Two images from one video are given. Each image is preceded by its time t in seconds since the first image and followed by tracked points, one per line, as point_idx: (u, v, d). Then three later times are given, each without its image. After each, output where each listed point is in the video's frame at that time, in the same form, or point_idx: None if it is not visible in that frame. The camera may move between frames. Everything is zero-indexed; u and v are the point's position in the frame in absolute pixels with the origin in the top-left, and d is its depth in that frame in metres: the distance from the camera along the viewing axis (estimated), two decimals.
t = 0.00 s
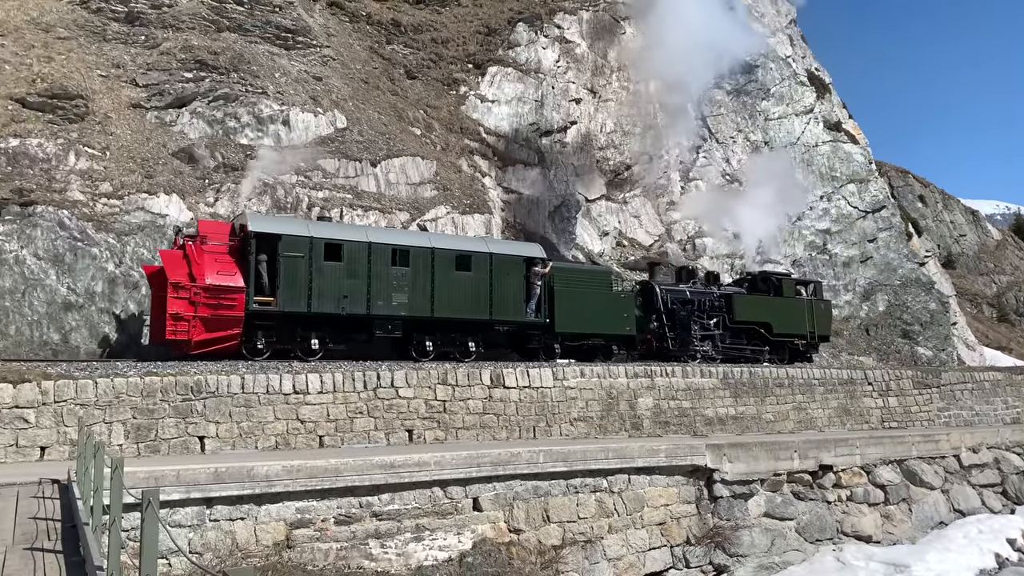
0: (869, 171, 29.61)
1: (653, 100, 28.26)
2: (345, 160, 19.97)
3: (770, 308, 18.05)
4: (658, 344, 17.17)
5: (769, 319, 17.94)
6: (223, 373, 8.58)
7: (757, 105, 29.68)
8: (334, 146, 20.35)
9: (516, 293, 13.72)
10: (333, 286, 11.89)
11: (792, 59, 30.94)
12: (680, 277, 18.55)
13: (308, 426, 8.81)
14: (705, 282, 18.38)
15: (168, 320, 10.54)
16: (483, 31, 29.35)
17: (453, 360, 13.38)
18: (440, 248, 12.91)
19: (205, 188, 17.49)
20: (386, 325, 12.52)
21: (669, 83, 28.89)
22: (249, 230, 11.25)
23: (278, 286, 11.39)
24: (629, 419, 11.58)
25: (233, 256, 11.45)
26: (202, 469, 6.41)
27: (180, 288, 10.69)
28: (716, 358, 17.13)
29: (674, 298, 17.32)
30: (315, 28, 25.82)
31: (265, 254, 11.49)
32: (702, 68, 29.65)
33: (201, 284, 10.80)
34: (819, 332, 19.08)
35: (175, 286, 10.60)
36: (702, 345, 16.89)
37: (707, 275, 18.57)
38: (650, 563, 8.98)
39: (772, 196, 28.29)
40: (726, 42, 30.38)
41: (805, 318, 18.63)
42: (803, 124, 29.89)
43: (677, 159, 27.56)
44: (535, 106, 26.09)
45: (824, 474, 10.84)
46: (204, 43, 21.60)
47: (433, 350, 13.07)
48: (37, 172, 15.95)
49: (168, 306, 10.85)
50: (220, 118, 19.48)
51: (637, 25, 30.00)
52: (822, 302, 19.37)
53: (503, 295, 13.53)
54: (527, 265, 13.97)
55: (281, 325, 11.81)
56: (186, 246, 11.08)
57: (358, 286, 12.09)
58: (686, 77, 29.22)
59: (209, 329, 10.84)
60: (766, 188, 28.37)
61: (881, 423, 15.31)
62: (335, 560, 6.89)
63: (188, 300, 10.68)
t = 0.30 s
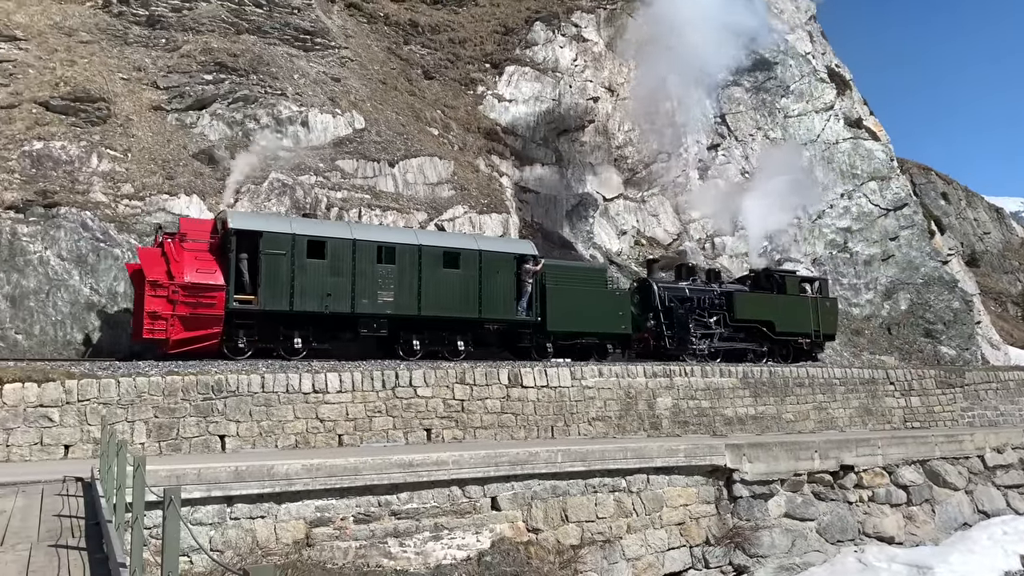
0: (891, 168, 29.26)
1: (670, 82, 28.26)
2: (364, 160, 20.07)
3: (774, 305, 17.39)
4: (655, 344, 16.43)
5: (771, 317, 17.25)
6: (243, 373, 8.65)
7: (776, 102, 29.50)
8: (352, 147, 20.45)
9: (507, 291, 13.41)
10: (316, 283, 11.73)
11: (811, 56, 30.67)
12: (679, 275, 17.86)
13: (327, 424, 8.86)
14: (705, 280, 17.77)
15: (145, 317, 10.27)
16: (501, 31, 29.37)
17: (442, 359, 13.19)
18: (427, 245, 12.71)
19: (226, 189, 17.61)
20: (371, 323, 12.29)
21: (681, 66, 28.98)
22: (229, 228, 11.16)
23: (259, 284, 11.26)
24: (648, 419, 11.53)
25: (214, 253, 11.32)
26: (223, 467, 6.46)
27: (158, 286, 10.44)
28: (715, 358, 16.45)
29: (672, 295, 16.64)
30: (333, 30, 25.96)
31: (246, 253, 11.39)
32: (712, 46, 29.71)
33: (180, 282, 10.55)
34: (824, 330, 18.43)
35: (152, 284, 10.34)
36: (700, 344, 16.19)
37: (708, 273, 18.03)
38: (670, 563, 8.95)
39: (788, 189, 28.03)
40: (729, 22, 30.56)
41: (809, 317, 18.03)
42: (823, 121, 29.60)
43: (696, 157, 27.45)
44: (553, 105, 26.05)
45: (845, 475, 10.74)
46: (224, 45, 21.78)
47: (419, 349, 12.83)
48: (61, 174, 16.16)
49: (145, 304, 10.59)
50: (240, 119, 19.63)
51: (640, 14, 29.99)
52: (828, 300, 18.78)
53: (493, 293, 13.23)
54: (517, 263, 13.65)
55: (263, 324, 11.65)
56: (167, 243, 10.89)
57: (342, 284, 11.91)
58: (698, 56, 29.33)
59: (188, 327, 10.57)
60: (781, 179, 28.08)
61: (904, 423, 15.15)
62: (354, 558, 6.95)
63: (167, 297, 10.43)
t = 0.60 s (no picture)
0: (925, 163, 28.70)
1: (689, 72, 28.09)
2: (392, 161, 20.19)
3: (787, 303, 17.03)
4: (661, 343, 15.95)
5: (783, 316, 16.90)
6: (275, 372, 8.74)
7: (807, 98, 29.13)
8: (380, 148, 20.59)
9: (506, 289, 13.25)
10: (309, 282, 11.67)
11: (843, 51, 30.27)
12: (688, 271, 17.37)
13: (357, 423, 8.91)
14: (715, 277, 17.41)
15: (135, 317, 10.50)
16: (528, 30, 29.36)
17: (439, 358, 12.95)
18: (423, 243, 12.62)
19: (256, 190, 17.77)
20: (366, 321, 12.22)
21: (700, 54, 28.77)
22: (221, 227, 11.15)
23: (251, 282, 11.24)
24: (678, 419, 11.45)
25: (205, 251, 11.32)
26: (255, 465, 6.51)
27: (147, 285, 10.64)
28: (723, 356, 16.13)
29: (679, 292, 16.20)
30: (361, 31, 26.12)
31: (239, 251, 11.38)
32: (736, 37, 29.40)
33: (169, 281, 10.71)
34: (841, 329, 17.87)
35: (141, 284, 10.57)
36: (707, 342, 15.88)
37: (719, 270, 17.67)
38: (700, 564, 8.89)
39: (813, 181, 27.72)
40: (750, 9, 30.28)
41: (824, 315, 17.55)
42: (855, 117, 29.07)
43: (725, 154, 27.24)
44: (580, 103, 25.97)
45: (880, 476, 10.55)
46: (254, 47, 22.02)
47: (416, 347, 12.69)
48: (96, 177, 16.47)
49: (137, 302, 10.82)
50: (270, 121, 19.83)
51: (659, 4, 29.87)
52: (846, 298, 18.22)
53: (491, 291, 13.09)
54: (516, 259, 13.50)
55: (256, 322, 11.58)
56: (157, 241, 11.02)
57: (336, 282, 11.84)
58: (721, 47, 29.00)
59: (178, 326, 10.76)
60: (803, 172, 27.78)
61: (939, 424, 14.88)
62: (384, 556, 7.00)
63: (156, 296, 10.62)
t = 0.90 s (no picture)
0: (962, 159, 28.12)
1: (710, 59, 27.87)
2: (420, 161, 20.28)
3: (799, 299, 16.33)
4: (667, 342, 15.49)
5: (795, 313, 16.15)
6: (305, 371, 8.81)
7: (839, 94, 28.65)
8: (408, 148, 20.69)
9: (504, 286, 12.69)
10: (300, 280, 11.26)
11: (875, 46, 29.81)
12: (697, 269, 16.82)
13: (386, 422, 8.96)
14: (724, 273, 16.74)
15: (123, 316, 10.24)
16: (555, 28, 29.33)
17: (437, 357, 12.60)
18: (419, 240, 12.09)
19: (286, 191, 17.93)
20: (358, 321, 11.80)
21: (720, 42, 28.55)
22: (208, 224, 10.81)
23: (240, 281, 10.89)
24: (708, 419, 11.35)
25: (196, 249, 10.99)
26: (286, 464, 6.56)
27: (135, 284, 10.36)
28: (732, 355, 15.54)
29: (685, 290, 15.71)
30: (389, 32, 26.26)
31: (228, 249, 11.03)
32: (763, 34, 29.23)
33: (157, 280, 10.43)
34: (859, 326, 17.03)
35: (129, 283, 10.30)
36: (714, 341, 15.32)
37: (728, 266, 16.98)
38: (731, 565, 8.80)
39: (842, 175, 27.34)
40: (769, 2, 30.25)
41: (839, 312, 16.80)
42: (888, 112, 28.60)
43: (755, 152, 26.98)
44: (607, 101, 25.88)
45: (914, 478, 10.36)
46: (284, 50, 22.25)
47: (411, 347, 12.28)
48: (130, 179, 16.77)
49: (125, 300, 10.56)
50: (299, 123, 20.02)
51: None
52: (862, 293, 17.40)
53: (488, 289, 12.55)
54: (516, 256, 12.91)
55: (247, 321, 11.28)
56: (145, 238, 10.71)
57: (327, 281, 11.42)
58: (748, 42, 28.85)
59: (167, 325, 10.49)
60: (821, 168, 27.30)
61: (976, 425, 14.59)
62: (413, 555, 7.04)
63: (144, 295, 10.35)
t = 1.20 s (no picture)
0: (994, 155, 27.61)
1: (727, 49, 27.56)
2: (444, 161, 20.33)
3: (806, 296, 15.81)
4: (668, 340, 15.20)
5: (802, 312, 15.62)
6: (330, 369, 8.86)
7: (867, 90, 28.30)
8: (432, 148, 20.76)
9: (496, 285, 12.47)
10: (287, 279, 11.11)
11: (905, 40, 29.35)
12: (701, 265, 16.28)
13: (411, 421, 9.00)
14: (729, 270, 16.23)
15: (106, 316, 10.20)
16: (579, 27, 29.30)
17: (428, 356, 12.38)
18: (409, 237, 11.89)
19: (312, 192, 18.07)
20: (347, 319, 11.64)
21: (738, 29, 28.22)
22: (194, 223, 10.67)
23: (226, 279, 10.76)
24: (735, 418, 11.25)
25: (183, 249, 10.91)
26: (312, 462, 6.62)
27: (119, 283, 10.31)
28: (735, 354, 15.11)
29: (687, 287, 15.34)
30: (413, 32, 26.36)
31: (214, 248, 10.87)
32: (789, 29, 28.94)
33: (141, 279, 10.35)
34: (869, 325, 16.52)
35: (113, 282, 10.29)
36: (715, 339, 14.72)
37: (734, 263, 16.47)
38: (759, 566, 8.72)
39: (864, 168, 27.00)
40: None
41: (848, 310, 16.26)
42: (919, 108, 28.19)
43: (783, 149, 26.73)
44: (632, 99, 25.82)
45: (946, 479, 10.20)
46: (309, 51, 22.42)
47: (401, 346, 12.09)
48: (159, 181, 17.04)
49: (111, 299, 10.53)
50: (324, 124, 20.16)
51: None
52: (872, 292, 16.87)
53: (481, 287, 12.33)
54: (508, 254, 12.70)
55: (234, 320, 11.17)
56: (130, 236, 10.62)
57: (315, 279, 11.26)
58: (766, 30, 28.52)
59: (151, 325, 10.38)
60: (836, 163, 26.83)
61: (1010, 425, 14.33)
62: (439, 553, 7.05)
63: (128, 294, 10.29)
